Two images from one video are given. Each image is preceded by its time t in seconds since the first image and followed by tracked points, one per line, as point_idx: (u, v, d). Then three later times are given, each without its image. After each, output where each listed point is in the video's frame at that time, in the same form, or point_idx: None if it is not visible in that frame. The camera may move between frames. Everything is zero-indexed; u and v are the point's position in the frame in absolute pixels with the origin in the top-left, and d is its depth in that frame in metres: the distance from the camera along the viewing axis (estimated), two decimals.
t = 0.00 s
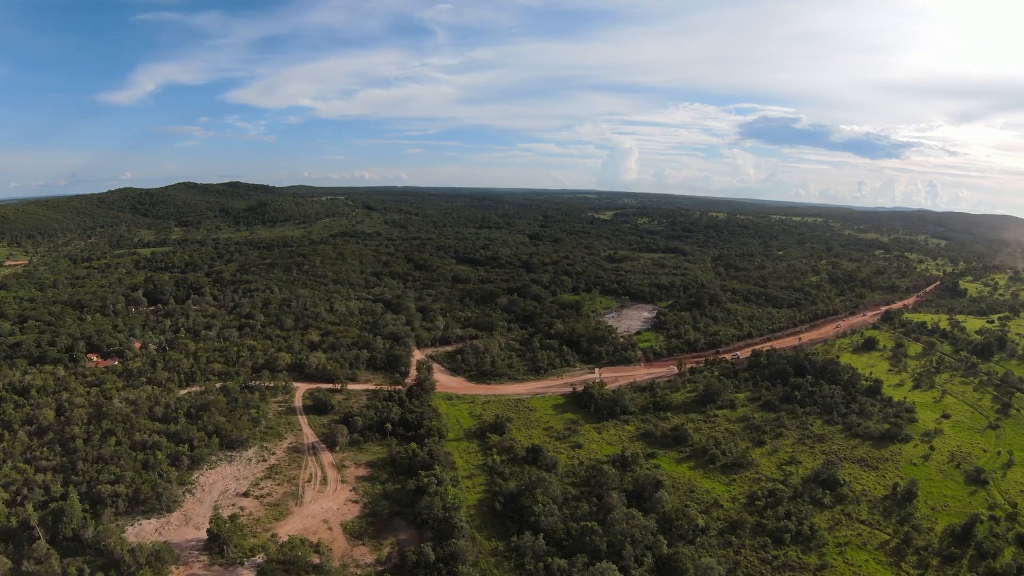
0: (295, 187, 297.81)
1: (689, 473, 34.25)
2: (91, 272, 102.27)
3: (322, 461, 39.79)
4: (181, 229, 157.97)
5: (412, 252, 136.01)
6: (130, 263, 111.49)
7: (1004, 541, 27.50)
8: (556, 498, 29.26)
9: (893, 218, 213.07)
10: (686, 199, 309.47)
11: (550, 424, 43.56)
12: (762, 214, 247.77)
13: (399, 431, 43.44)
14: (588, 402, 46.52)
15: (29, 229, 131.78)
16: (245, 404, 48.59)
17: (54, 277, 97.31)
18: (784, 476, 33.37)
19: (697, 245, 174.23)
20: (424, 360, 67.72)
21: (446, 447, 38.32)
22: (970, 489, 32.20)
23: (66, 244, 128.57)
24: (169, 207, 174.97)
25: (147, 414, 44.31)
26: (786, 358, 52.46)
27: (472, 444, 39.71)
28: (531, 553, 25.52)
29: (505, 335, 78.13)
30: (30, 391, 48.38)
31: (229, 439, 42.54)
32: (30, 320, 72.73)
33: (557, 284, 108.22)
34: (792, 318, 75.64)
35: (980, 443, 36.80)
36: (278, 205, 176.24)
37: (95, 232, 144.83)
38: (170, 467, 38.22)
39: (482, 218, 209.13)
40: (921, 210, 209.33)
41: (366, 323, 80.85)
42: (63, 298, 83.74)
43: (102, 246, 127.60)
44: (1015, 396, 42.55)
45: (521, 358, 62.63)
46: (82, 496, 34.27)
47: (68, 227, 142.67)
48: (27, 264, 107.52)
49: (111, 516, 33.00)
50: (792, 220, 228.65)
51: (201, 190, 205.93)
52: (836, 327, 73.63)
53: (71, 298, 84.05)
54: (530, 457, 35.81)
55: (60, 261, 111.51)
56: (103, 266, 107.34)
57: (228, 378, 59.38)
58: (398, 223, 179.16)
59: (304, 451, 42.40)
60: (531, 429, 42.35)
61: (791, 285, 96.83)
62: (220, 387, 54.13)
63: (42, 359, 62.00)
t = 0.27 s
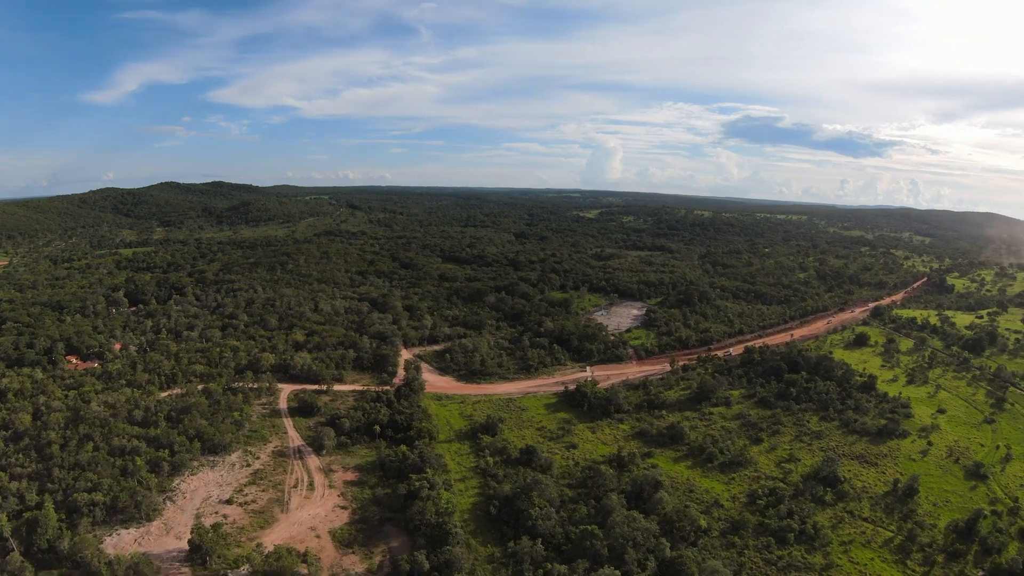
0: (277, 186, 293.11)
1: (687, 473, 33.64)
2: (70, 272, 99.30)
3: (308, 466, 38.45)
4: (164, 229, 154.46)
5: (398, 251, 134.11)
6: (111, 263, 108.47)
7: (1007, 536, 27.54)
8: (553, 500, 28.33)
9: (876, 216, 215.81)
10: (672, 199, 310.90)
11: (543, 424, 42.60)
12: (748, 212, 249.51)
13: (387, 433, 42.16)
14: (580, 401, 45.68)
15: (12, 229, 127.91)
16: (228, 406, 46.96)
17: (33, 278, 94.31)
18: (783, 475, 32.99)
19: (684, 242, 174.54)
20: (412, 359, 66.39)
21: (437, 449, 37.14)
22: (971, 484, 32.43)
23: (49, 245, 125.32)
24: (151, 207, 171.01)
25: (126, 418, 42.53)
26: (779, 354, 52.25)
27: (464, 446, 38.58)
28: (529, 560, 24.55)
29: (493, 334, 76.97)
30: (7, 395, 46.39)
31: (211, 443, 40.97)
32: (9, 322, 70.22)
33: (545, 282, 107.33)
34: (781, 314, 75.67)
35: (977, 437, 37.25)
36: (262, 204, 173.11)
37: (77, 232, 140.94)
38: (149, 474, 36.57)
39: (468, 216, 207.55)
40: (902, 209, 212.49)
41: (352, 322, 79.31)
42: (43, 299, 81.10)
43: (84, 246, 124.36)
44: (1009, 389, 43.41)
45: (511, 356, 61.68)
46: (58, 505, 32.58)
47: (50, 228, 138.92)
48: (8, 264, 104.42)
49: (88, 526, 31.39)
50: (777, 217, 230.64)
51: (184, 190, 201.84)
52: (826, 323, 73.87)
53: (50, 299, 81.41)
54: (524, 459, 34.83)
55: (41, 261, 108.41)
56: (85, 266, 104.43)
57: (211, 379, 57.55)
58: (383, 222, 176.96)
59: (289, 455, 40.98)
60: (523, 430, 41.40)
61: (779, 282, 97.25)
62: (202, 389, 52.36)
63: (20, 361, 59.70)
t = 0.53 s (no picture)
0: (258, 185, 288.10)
1: (686, 472, 33.04)
2: (51, 272, 96.42)
3: (295, 471, 37.10)
4: (147, 228, 150.97)
5: (383, 250, 132.20)
6: (92, 263, 105.49)
7: (1011, 531, 27.63)
8: (550, 504, 27.42)
9: (859, 214, 218.56)
10: (658, 198, 312.29)
11: (536, 424, 41.69)
12: (733, 210, 251.32)
13: (375, 435, 40.91)
14: (573, 400, 44.83)
15: None
16: (210, 409, 45.32)
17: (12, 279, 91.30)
18: (783, 473, 32.62)
19: (670, 240, 174.80)
20: (399, 359, 65.03)
21: (428, 451, 35.96)
22: (971, 479, 32.68)
23: (32, 245, 122.09)
24: (134, 207, 167.06)
25: (104, 422, 40.75)
26: (772, 351, 52.04)
27: (455, 447, 37.47)
28: (529, 566, 23.64)
29: (482, 332, 75.83)
30: None
31: (193, 448, 39.40)
32: None
33: (533, 280, 106.38)
34: (772, 311, 75.70)
35: (975, 432, 37.71)
36: (245, 204, 169.93)
37: (58, 232, 137.08)
38: (128, 481, 34.93)
39: (454, 215, 205.84)
40: (884, 207, 215.63)
41: (338, 322, 77.73)
42: (22, 299, 78.43)
43: (66, 246, 121.19)
44: (1003, 382, 44.36)
45: (501, 355, 60.71)
46: (32, 515, 30.92)
47: (33, 227, 135.18)
48: None
49: (64, 537, 29.78)
50: (762, 215, 232.50)
51: (168, 190, 197.66)
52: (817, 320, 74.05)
53: (30, 299, 78.77)
54: (517, 460, 33.87)
55: (23, 261, 105.37)
56: (67, 267, 101.53)
57: (193, 381, 55.71)
58: (369, 221, 174.69)
59: (274, 459, 39.57)
60: (516, 430, 40.42)
61: (767, 280, 97.62)
62: (183, 391, 50.59)
63: None
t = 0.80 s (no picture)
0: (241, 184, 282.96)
1: (685, 472, 32.45)
2: (32, 273, 93.63)
3: (281, 476, 35.77)
4: (130, 229, 147.47)
5: (369, 248, 130.26)
6: (73, 264, 102.60)
7: (1016, 526, 27.72)
8: (548, 507, 26.49)
9: (844, 212, 220.97)
10: (645, 198, 313.42)
11: (529, 424, 40.78)
12: (719, 209, 252.81)
13: (363, 438, 39.66)
14: (567, 399, 43.96)
15: None
16: (193, 412, 43.72)
17: None
18: (784, 471, 32.28)
19: (658, 238, 174.84)
20: (387, 358, 63.67)
21: (419, 454, 34.80)
22: (972, 474, 32.93)
23: (13, 246, 118.70)
24: (117, 207, 162.97)
25: (81, 427, 39.01)
26: (766, 348, 51.82)
27: (447, 449, 36.35)
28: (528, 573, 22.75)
29: (471, 331, 74.69)
30: None
31: (174, 453, 37.87)
32: None
33: (522, 278, 105.37)
34: (763, 308, 75.67)
35: (972, 427, 38.08)
36: (229, 203, 166.75)
37: (41, 232, 133.44)
38: (106, 488, 33.35)
39: (441, 214, 204.01)
40: (866, 205, 218.73)
41: (323, 321, 76.11)
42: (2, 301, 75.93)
43: (48, 247, 118.06)
44: (998, 375, 45.40)
45: (491, 354, 59.68)
46: (5, 525, 29.26)
47: (14, 228, 131.55)
48: None
49: (39, 549, 28.22)
50: (748, 213, 234.16)
51: (152, 190, 193.49)
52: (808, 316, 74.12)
53: (9, 301, 76.21)
54: (512, 462, 32.95)
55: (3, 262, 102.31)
56: (49, 267, 98.64)
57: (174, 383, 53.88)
58: (354, 220, 172.38)
59: (259, 464, 38.16)
60: (509, 431, 39.43)
61: (756, 278, 97.89)
62: (164, 394, 48.83)
63: None
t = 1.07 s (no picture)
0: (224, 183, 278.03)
1: (685, 471, 31.80)
2: (11, 274, 90.74)
3: (267, 481, 34.45)
4: (113, 229, 144.06)
5: (356, 247, 128.32)
6: (55, 265, 99.68)
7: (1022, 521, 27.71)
8: (547, 511, 25.59)
9: (830, 210, 223.22)
10: (633, 197, 314.26)
11: (523, 425, 39.79)
12: (706, 207, 254.26)
13: (352, 440, 38.38)
14: (562, 399, 43.06)
15: None
16: (175, 415, 42.09)
17: None
18: (786, 470, 31.82)
19: (647, 237, 174.74)
20: (376, 358, 62.31)
21: (411, 457, 33.63)
22: (974, 469, 32.97)
23: None
24: (101, 207, 159.06)
25: (57, 432, 37.25)
26: (761, 344, 51.45)
27: (439, 451, 35.25)
28: None
29: (461, 329, 73.50)
30: None
31: (155, 459, 36.32)
32: None
33: (511, 276, 104.27)
34: (755, 305, 75.50)
35: (971, 422, 38.19)
36: (214, 203, 163.71)
37: (21, 232, 129.77)
38: (84, 497, 31.76)
39: (428, 213, 202.18)
40: (851, 203, 221.25)
41: (310, 321, 74.45)
42: None
43: (28, 247, 114.75)
44: (992, 370, 45.87)
45: (482, 352, 58.63)
46: None
47: None
48: None
49: (12, 562, 26.64)
50: (735, 211, 235.59)
51: (135, 190, 189.37)
52: (800, 313, 74.06)
53: None
54: (507, 464, 31.97)
55: None
56: (29, 268, 95.74)
57: (156, 386, 52.07)
58: (341, 219, 170.04)
59: (244, 469, 36.74)
60: (503, 432, 38.41)
61: (747, 275, 97.98)
62: (145, 396, 47.08)
63: None
